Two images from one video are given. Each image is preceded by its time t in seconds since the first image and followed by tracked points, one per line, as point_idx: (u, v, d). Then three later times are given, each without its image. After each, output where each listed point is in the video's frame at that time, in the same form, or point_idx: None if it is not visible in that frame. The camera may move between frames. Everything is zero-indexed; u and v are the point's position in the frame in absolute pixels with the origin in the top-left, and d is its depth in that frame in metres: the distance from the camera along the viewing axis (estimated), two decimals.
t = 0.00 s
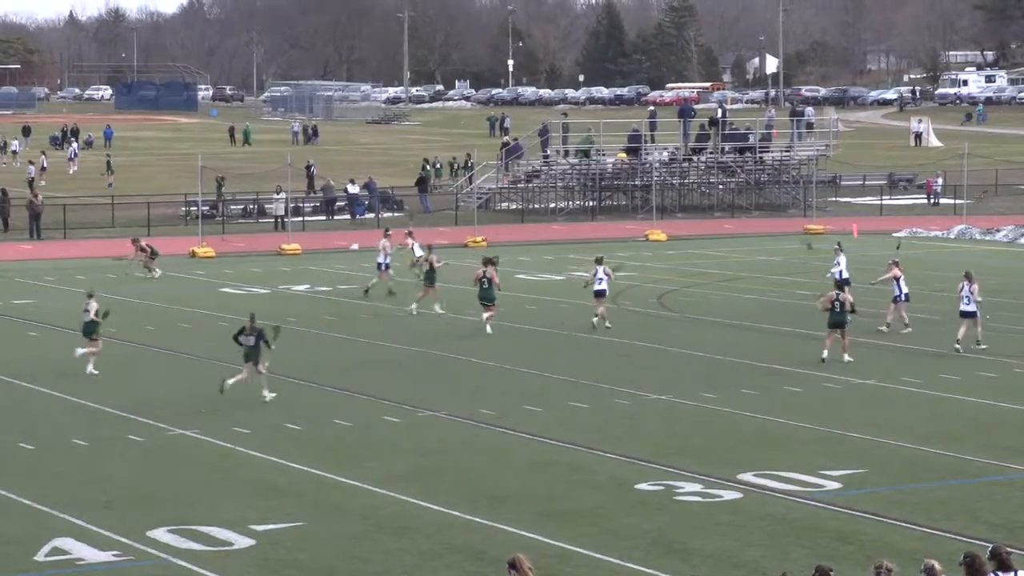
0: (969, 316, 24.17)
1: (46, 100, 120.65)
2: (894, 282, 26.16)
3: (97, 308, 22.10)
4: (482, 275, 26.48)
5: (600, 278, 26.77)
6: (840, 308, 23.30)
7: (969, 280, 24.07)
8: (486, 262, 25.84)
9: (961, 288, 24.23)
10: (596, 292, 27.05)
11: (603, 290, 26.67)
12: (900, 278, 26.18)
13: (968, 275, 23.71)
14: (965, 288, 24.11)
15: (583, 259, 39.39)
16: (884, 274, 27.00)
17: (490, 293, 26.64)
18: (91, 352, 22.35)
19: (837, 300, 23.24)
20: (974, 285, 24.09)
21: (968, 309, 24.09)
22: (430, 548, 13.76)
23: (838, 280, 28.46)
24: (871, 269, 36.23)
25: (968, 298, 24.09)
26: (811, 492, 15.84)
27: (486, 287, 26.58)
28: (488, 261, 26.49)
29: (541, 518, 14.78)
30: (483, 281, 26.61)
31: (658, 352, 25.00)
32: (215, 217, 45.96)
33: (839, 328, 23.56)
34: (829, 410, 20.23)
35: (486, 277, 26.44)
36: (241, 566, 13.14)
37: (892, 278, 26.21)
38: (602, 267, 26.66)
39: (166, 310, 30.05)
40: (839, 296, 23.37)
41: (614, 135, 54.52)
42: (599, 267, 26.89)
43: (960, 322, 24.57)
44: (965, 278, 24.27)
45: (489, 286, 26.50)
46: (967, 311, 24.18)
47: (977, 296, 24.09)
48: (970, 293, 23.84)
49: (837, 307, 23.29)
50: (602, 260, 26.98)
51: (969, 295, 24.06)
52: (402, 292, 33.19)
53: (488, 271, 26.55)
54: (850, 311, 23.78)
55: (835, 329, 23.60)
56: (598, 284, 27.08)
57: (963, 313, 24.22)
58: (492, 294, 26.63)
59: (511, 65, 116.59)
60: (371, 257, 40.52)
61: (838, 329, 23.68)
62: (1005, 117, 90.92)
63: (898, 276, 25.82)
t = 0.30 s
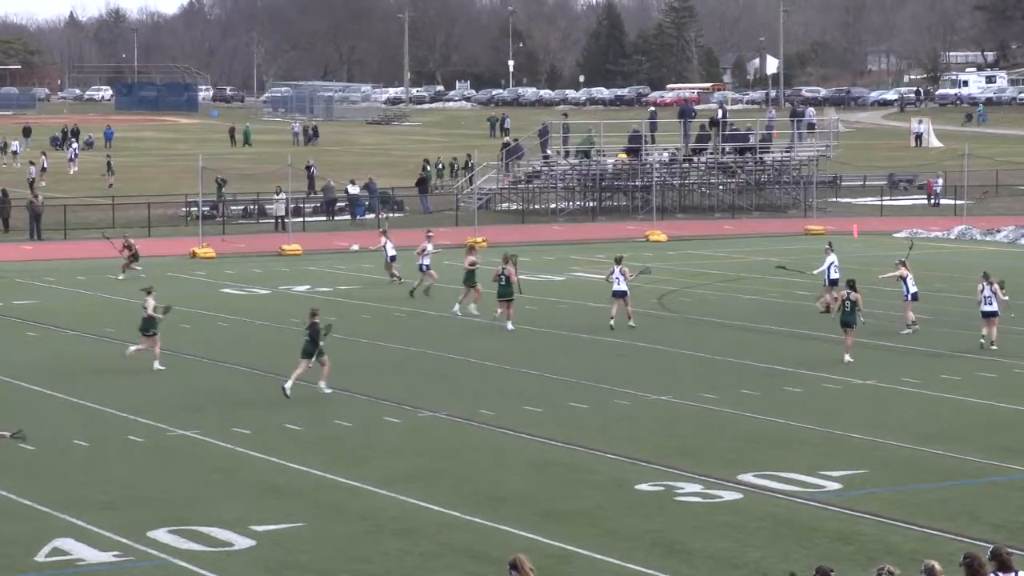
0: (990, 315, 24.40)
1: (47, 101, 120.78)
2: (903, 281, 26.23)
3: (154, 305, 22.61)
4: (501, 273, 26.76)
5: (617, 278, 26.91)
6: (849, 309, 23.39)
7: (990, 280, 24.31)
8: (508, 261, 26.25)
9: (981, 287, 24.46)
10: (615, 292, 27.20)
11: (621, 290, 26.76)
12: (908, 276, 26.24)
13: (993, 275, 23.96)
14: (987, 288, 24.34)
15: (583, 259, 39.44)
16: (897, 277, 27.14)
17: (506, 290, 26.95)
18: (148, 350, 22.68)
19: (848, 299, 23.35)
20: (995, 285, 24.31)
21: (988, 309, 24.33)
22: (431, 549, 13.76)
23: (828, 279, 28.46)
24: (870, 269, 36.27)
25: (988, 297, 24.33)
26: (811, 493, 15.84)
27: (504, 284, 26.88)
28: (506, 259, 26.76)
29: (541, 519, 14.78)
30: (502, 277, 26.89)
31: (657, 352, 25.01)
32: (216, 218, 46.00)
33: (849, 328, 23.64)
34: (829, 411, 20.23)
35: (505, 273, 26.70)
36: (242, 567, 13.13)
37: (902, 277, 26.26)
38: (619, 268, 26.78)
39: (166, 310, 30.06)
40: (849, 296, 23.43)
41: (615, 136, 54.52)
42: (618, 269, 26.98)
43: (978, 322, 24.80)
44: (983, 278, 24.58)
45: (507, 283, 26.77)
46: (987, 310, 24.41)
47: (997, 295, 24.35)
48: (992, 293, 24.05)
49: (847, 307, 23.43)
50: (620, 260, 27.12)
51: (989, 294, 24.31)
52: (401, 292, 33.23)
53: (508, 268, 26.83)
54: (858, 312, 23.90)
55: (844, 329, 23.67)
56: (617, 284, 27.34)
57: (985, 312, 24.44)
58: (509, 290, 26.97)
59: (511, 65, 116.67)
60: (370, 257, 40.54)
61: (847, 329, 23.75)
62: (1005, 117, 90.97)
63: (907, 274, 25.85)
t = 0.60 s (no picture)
0: (1004, 315, 24.53)
1: (49, 102, 120.86)
2: (913, 282, 26.22)
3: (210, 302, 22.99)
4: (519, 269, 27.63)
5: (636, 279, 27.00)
6: (862, 308, 23.33)
7: (1003, 279, 24.43)
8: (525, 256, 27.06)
9: (994, 287, 24.56)
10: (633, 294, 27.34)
11: (639, 292, 26.82)
12: (919, 277, 26.20)
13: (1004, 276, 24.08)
14: (1000, 287, 24.45)
15: (585, 259, 39.43)
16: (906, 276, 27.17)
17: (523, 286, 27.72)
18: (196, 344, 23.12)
19: (859, 300, 23.32)
20: (1007, 284, 24.42)
21: (1002, 309, 24.44)
22: (433, 549, 13.76)
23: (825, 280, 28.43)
24: (872, 269, 36.22)
25: (1001, 296, 24.44)
26: (815, 493, 15.81)
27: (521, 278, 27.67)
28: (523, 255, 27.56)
29: (544, 519, 14.77)
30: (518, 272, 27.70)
31: (660, 352, 25.00)
32: (218, 218, 46.05)
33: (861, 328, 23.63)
34: (831, 411, 20.21)
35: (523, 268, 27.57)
36: (244, 567, 13.13)
37: (912, 278, 26.23)
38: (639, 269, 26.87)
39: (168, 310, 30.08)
40: (861, 295, 23.40)
41: (617, 136, 54.46)
42: (637, 269, 27.10)
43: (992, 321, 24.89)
44: (997, 277, 24.73)
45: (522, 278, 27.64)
46: (1000, 310, 24.54)
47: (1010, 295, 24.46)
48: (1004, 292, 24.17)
49: (858, 307, 23.40)
50: (638, 261, 27.18)
51: (1003, 293, 24.43)
52: (404, 292, 33.19)
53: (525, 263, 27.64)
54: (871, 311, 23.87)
55: (856, 329, 23.65)
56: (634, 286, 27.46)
57: (997, 312, 24.58)
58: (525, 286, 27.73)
59: (513, 65, 116.68)
60: (372, 257, 40.55)
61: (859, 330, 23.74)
62: (1007, 117, 90.85)
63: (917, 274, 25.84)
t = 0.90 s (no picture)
0: (1016, 311, 24.77)
1: (52, 102, 120.98)
2: (926, 282, 26.29)
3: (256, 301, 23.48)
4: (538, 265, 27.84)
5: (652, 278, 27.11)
6: (873, 307, 23.58)
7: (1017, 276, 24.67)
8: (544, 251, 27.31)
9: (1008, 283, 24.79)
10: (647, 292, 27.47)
11: (655, 291, 27.06)
12: (931, 277, 26.29)
13: (1015, 271, 24.29)
14: (1014, 284, 24.71)
15: (589, 259, 39.42)
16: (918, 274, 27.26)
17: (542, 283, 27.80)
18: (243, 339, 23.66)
19: (871, 298, 23.55)
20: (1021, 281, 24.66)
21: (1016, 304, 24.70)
22: (437, 549, 13.76)
23: (828, 280, 28.52)
24: (874, 269, 36.22)
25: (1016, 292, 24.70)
26: (818, 493, 15.81)
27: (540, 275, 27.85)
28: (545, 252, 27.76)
29: (546, 520, 14.77)
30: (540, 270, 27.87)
31: (664, 353, 25.01)
32: (221, 218, 46.08)
33: (874, 326, 23.89)
34: (834, 411, 20.22)
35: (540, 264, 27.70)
36: (247, 567, 13.14)
37: (924, 277, 26.23)
38: (655, 268, 27.05)
39: (172, 310, 30.09)
40: (873, 294, 23.61)
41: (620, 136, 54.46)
42: (652, 268, 27.23)
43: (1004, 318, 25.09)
44: (1011, 274, 24.96)
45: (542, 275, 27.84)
46: (1013, 306, 24.77)
47: None
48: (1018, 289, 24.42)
49: (871, 305, 23.60)
50: (654, 260, 27.29)
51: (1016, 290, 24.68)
52: (407, 292, 33.20)
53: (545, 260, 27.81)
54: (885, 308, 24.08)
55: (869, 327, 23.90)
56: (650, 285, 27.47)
57: (1010, 308, 24.83)
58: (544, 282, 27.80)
59: (516, 65, 116.71)
60: (375, 257, 40.57)
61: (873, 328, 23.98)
62: (1010, 118, 90.75)
63: (929, 274, 25.87)
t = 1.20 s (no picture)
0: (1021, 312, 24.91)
1: (49, 103, 121.04)
2: (930, 283, 26.34)
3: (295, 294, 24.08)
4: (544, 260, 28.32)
5: (662, 278, 27.31)
6: (883, 307, 23.63)
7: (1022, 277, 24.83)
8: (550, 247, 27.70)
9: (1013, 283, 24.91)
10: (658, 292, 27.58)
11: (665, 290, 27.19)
12: (935, 278, 26.34)
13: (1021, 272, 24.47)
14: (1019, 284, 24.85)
15: (585, 260, 39.43)
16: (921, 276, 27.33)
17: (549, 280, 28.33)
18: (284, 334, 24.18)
19: (880, 299, 23.59)
20: None
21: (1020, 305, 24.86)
22: (433, 550, 13.74)
23: (828, 280, 28.54)
24: (869, 269, 36.26)
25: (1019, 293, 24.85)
26: (814, 493, 15.84)
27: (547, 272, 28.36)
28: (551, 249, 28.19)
29: (542, 521, 14.76)
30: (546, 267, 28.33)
31: (661, 354, 25.00)
32: (218, 219, 46.05)
33: (881, 326, 23.93)
34: (830, 411, 20.24)
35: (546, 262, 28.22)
36: (242, 568, 13.13)
37: (928, 278, 26.26)
38: (666, 269, 27.16)
39: (168, 311, 30.08)
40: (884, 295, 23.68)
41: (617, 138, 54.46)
42: (664, 268, 27.32)
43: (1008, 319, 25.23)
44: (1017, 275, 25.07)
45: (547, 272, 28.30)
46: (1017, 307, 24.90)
47: None
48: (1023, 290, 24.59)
49: (880, 306, 23.65)
50: (666, 260, 27.35)
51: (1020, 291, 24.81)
52: (403, 293, 33.23)
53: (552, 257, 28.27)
54: (893, 309, 24.13)
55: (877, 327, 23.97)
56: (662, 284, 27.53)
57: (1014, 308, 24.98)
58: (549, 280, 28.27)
59: (513, 65, 116.72)
60: (372, 258, 40.50)
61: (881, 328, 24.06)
62: (1007, 118, 90.83)
63: (935, 275, 25.95)
